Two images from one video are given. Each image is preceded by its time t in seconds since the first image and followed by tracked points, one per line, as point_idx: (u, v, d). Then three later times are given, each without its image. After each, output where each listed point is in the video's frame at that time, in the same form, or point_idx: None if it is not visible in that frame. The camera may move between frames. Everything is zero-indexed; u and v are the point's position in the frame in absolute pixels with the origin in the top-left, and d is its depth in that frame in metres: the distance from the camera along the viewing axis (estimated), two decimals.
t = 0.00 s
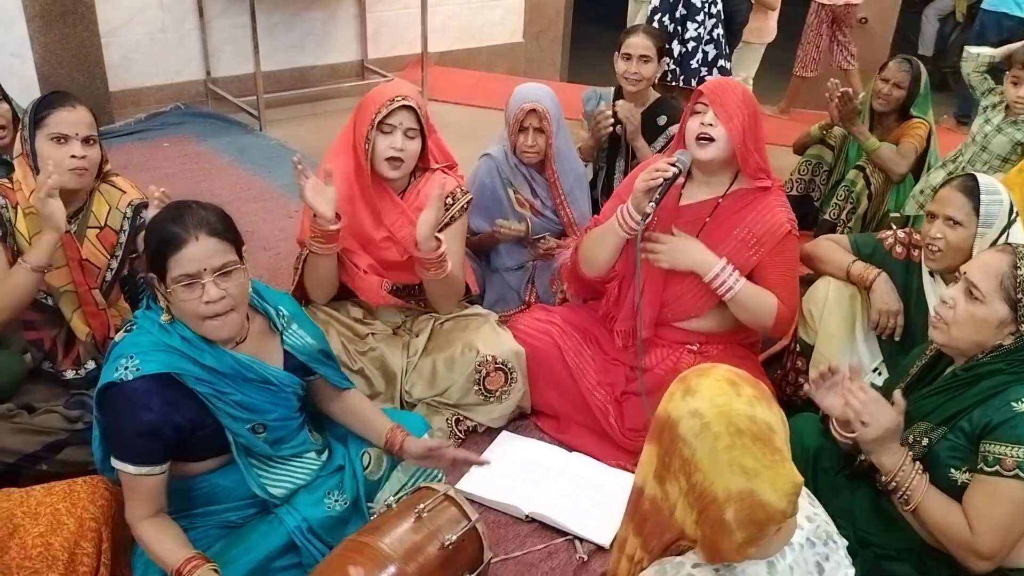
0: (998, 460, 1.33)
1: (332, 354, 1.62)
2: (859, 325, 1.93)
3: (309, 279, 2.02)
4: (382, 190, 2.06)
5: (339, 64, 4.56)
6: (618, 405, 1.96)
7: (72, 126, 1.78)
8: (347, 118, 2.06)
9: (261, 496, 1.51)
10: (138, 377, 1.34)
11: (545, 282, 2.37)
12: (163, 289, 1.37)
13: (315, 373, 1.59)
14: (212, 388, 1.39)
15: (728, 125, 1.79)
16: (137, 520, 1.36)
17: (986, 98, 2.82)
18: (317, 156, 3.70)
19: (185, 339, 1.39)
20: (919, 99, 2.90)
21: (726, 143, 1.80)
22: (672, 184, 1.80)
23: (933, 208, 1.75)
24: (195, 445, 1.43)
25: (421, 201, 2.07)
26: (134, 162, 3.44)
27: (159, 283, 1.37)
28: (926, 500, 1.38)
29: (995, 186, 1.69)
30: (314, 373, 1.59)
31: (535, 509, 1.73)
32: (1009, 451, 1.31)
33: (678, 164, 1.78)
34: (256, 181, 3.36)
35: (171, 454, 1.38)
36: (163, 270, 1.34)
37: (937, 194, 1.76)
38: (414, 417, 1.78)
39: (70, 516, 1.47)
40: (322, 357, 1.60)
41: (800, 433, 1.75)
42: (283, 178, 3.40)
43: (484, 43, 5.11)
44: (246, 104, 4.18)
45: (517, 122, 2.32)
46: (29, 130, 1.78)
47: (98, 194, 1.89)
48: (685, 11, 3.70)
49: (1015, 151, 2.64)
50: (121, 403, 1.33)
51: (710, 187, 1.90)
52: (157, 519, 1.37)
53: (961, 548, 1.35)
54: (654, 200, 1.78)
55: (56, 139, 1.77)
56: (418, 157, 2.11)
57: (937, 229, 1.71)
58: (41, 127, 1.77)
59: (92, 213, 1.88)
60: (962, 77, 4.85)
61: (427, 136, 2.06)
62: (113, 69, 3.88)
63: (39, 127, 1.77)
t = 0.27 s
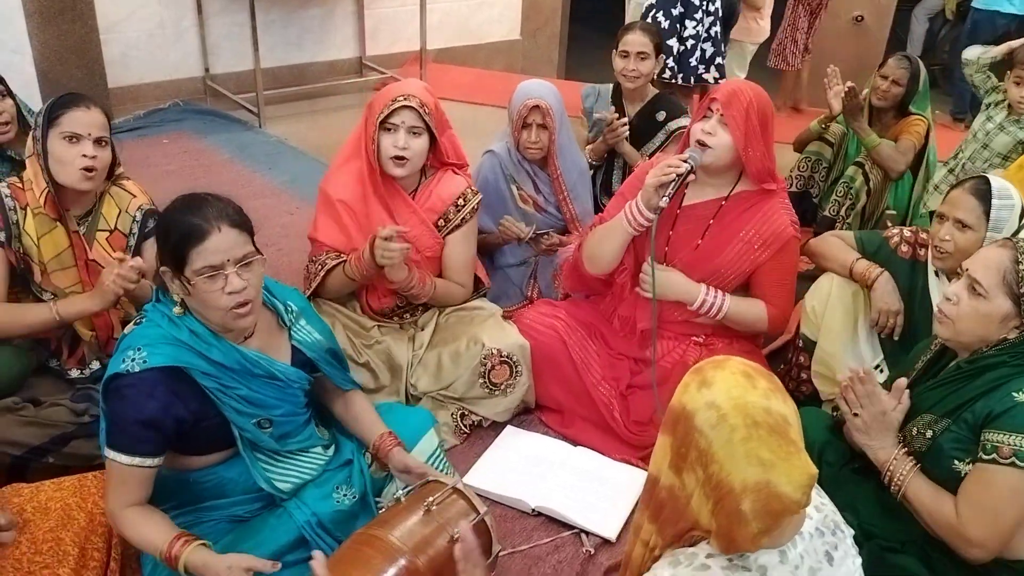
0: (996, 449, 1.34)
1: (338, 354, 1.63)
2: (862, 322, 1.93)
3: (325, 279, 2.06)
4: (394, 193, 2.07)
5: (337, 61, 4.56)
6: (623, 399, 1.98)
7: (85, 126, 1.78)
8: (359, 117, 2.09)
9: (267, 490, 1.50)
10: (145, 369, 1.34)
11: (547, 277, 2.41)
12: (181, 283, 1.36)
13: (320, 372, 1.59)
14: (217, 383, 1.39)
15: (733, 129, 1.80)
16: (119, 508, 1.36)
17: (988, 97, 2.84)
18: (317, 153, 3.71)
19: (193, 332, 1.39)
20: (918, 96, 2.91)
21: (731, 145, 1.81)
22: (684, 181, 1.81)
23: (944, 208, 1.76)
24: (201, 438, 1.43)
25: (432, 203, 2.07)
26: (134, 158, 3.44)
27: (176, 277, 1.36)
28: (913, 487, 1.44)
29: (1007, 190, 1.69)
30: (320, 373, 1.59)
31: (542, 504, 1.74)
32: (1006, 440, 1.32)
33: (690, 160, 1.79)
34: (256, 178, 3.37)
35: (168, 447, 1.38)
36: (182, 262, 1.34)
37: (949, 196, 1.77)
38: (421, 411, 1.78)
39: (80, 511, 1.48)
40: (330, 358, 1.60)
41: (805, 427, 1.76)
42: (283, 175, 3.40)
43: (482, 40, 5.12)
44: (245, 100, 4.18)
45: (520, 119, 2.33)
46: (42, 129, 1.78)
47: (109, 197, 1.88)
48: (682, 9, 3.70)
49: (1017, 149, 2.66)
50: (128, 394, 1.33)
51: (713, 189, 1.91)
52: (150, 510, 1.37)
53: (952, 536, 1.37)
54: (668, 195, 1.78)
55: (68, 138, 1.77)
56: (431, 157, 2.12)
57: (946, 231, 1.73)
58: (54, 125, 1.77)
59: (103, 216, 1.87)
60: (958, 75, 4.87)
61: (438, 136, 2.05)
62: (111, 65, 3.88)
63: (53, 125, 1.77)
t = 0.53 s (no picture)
0: (992, 441, 1.36)
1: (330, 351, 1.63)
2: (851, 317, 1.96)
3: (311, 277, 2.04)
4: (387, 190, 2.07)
5: (319, 60, 4.54)
6: (615, 394, 1.99)
7: (74, 120, 1.77)
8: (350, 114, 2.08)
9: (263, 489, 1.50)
10: (138, 370, 1.33)
11: (537, 274, 2.39)
12: (184, 281, 1.35)
13: (312, 369, 1.59)
14: (211, 381, 1.38)
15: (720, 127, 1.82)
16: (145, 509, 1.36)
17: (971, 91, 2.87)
18: (301, 152, 3.69)
19: (185, 331, 1.38)
20: (899, 93, 2.94)
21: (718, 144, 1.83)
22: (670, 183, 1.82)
23: (935, 205, 1.78)
24: (200, 439, 1.42)
25: (427, 200, 2.07)
26: (117, 159, 3.41)
27: (180, 277, 1.35)
28: (917, 482, 1.43)
29: (998, 189, 1.74)
30: (311, 369, 1.58)
31: (536, 499, 1.75)
32: (1002, 432, 1.35)
33: (676, 164, 1.80)
34: (241, 177, 3.35)
35: (174, 446, 1.37)
36: (184, 260, 1.33)
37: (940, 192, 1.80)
38: (415, 409, 1.79)
39: (73, 511, 1.46)
40: (320, 353, 1.60)
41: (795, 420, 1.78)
42: (268, 174, 3.39)
43: (465, 38, 5.11)
44: (228, 100, 4.15)
45: (508, 115, 2.33)
46: (31, 124, 1.77)
47: (98, 192, 1.87)
48: (663, 9, 3.70)
49: (999, 145, 2.70)
50: (122, 395, 1.33)
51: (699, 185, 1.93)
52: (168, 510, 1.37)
53: (958, 530, 1.38)
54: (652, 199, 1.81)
55: (58, 132, 1.76)
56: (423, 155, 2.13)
57: (936, 227, 1.75)
58: (44, 120, 1.76)
59: (91, 212, 1.86)
60: (937, 71, 4.92)
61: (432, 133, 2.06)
62: (92, 65, 3.84)
63: (42, 120, 1.76)
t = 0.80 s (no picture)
0: (959, 424, 1.38)
1: (305, 346, 1.60)
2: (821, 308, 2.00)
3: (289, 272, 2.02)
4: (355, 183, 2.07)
5: (284, 57, 4.51)
6: (588, 387, 2.00)
7: (38, 123, 1.75)
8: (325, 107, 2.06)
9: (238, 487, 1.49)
10: (109, 368, 1.31)
11: (509, 272, 2.40)
12: (162, 278, 1.34)
13: (288, 363, 1.57)
14: (184, 380, 1.37)
15: (688, 126, 1.83)
16: (86, 510, 1.33)
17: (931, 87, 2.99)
18: (268, 150, 3.66)
19: (158, 329, 1.36)
20: (863, 86, 2.99)
21: (686, 141, 1.85)
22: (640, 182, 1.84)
23: (901, 197, 1.81)
24: (166, 437, 1.41)
25: (396, 196, 2.06)
26: (79, 159, 3.36)
27: (159, 274, 1.34)
28: (886, 463, 1.44)
29: (962, 181, 1.77)
30: (288, 363, 1.56)
31: (512, 492, 1.76)
32: (968, 416, 1.38)
33: (646, 162, 1.81)
34: (207, 176, 3.31)
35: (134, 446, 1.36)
36: (165, 257, 1.32)
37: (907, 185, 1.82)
38: (390, 405, 1.79)
39: (45, 516, 1.46)
40: (297, 349, 1.58)
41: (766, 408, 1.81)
42: (235, 173, 3.36)
43: (431, 34, 5.10)
44: (192, 98, 4.11)
45: (477, 111, 2.33)
46: None
47: (65, 194, 1.84)
48: (629, 5, 3.74)
49: (964, 135, 2.81)
50: (93, 394, 1.31)
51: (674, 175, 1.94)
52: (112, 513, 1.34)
53: (919, 510, 1.40)
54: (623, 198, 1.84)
55: (22, 137, 1.74)
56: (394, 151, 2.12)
57: (902, 219, 1.79)
58: (6, 124, 1.73)
59: (59, 214, 1.83)
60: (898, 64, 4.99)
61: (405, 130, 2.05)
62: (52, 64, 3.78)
63: (3, 124, 1.74)
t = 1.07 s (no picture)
0: (967, 417, 1.36)
1: (310, 341, 1.61)
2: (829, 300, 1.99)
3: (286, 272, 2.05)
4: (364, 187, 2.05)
5: (287, 55, 4.52)
6: (592, 379, 2.01)
7: (43, 120, 1.76)
8: (323, 112, 2.06)
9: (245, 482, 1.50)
10: (118, 367, 1.32)
11: (512, 264, 2.42)
12: (175, 272, 1.34)
13: (293, 358, 1.58)
14: (192, 376, 1.37)
15: (679, 119, 1.86)
16: (115, 505, 1.36)
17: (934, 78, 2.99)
18: (272, 148, 3.68)
19: (165, 326, 1.37)
20: (865, 76, 2.99)
21: (679, 134, 1.87)
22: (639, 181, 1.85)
23: (899, 182, 1.80)
24: (177, 435, 1.41)
25: (402, 196, 2.06)
26: (84, 159, 3.37)
27: (172, 268, 1.34)
28: (896, 461, 1.43)
29: (961, 164, 1.75)
30: (292, 359, 1.57)
31: (518, 485, 1.76)
32: (977, 408, 1.35)
33: (644, 161, 1.82)
34: (211, 174, 3.33)
35: (150, 442, 1.37)
36: (179, 249, 1.33)
37: (904, 170, 1.81)
38: (394, 400, 1.78)
39: (54, 513, 1.45)
40: (300, 344, 1.59)
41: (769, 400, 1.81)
42: (238, 171, 3.37)
43: (433, 30, 5.11)
44: (195, 97, 4.12)
45: (478, 105, 2.34)
46: None
47: (69, 192, 1.85)
48: None
49: (968, 123, 2.75)
50: (102, 393, 1.32)
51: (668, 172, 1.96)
52: (145, 503, 1.37)
53: (932, 501, 1.40)
54: (622, 199, 1.85)
55: (26, 133, 1.74)
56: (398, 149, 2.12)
57: (902, 205, 1.78)
58: (11, 121, 1.74)
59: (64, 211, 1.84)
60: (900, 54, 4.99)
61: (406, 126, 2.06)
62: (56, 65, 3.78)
63: (8, 120, 1.75)
